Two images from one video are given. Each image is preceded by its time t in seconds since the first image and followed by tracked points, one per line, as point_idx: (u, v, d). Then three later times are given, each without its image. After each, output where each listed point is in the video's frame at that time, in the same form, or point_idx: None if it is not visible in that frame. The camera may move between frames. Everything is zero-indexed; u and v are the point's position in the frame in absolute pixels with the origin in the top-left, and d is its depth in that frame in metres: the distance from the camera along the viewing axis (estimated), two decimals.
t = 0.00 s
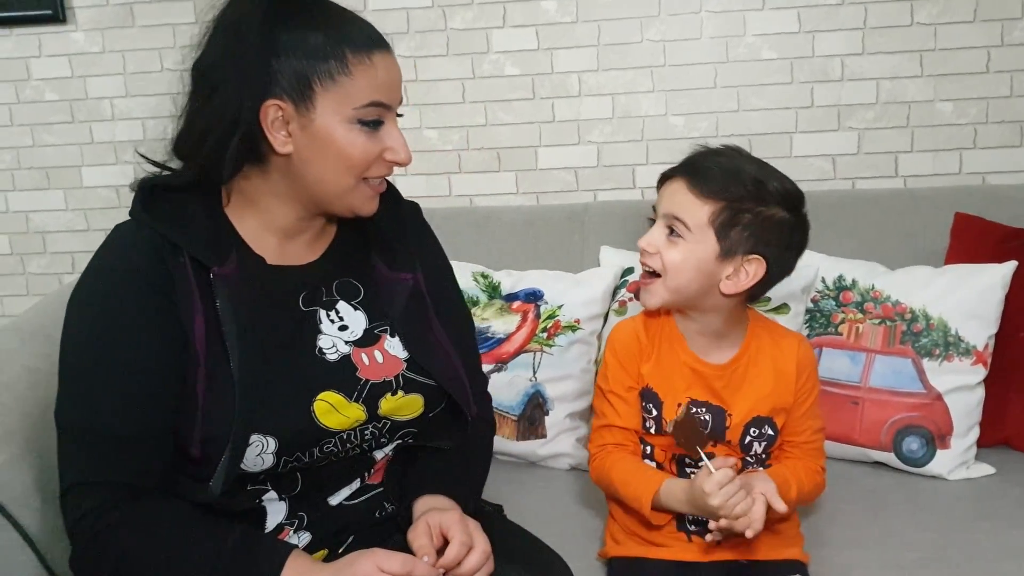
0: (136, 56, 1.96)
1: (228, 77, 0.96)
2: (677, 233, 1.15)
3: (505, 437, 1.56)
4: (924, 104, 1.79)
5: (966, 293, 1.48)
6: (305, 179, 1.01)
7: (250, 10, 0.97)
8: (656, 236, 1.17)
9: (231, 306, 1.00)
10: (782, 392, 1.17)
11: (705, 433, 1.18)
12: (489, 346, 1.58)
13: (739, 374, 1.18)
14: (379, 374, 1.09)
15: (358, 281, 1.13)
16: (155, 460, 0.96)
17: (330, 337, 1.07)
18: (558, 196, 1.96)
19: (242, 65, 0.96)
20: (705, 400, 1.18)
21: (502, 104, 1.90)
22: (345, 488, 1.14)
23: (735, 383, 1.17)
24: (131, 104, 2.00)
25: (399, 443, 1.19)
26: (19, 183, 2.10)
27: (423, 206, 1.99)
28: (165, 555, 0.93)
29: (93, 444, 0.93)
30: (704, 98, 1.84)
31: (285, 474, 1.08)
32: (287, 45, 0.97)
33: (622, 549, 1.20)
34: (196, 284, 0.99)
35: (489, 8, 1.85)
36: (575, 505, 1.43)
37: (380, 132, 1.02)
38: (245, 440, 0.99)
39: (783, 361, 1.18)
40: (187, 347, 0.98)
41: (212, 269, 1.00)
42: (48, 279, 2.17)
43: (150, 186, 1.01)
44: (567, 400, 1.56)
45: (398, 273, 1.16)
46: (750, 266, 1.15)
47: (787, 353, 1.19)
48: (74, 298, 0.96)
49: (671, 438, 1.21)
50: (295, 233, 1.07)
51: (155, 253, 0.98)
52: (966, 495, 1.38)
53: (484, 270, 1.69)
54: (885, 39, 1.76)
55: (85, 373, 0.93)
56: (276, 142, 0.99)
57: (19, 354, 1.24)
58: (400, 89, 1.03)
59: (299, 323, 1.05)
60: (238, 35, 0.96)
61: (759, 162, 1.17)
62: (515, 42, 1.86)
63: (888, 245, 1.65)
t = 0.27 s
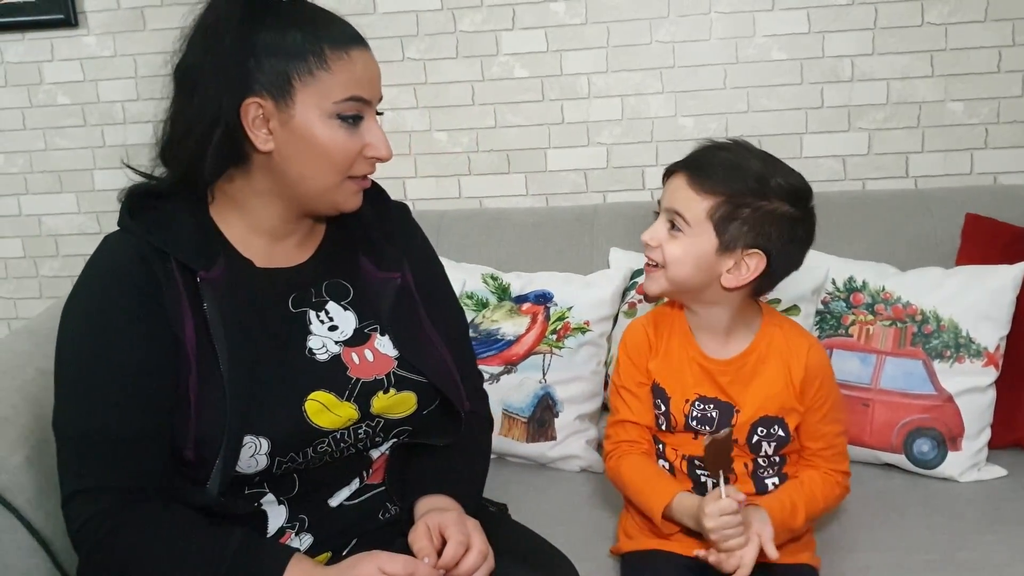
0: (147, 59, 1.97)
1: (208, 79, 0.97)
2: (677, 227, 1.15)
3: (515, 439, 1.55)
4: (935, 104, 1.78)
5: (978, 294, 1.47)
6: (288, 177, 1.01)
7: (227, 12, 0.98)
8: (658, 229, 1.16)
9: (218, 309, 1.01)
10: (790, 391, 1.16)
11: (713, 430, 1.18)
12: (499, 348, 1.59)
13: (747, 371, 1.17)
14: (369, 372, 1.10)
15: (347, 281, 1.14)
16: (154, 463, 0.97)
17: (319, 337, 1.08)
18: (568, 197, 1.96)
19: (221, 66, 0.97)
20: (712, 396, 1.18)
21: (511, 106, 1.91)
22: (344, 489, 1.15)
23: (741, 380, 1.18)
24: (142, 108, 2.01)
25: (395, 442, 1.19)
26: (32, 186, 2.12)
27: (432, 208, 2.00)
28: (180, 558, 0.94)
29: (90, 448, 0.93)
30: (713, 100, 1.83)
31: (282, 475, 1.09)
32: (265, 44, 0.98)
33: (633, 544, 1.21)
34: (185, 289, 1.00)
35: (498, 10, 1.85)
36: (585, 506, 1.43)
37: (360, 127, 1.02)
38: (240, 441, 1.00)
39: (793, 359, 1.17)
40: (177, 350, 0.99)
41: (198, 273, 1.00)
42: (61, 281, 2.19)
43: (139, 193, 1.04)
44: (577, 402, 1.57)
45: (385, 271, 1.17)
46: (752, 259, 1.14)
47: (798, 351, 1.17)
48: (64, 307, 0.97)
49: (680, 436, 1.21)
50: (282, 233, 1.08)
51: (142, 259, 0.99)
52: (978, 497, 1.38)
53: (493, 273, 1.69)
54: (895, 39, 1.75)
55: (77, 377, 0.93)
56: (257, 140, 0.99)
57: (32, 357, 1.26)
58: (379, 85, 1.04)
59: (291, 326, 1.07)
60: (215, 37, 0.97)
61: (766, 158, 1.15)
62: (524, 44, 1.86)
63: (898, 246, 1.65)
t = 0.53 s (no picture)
0: (154, 61, 1.98)
1: (198, 81, 1.00)
2: (686, 231, 1.16)
3: (520, 438, 1.56)
4: (940, 105, 1.78)
5: (983, 295, 1.48)
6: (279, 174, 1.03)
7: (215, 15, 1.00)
8: (666, 234, 1.18)
9: (214, 310, 1.02)
10: (796, 397, 1.16)
11: (718, 434, 1.20)
12: (505, 347, 1.60)
13: (753, 376, 1.18)
14: (367, 371, 1.11)
15: (344, 282, 1.15)
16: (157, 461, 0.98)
17: (317, 337, 1.09)
18: (573, 198, 1.97)
19: (210, 66, 0.99)
20: (718, 400, 1.19)
21: (516, 107, 1.92)
22: (346, 486, 1.16)
23: (747, 385, 1.18)
24: (150, 109, 2.03)
25: (394, 440, 1.20)
26: (41, 187, 2.13)
27: (438, 209, 2.01)
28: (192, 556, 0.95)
29: (92, 450, 0.94)
30: (718, 100, 1.84)
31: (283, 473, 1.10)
32: (254, 42, 1.00)
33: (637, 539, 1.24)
34: (182, 292, 1.01)
35: (503, 12, 1.86)
36: (590, 505, 1.44)
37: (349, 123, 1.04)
38: (237, 440, 1.01)
39: (800, 364, 1.16)
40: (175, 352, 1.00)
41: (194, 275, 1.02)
42: (70, 282, 2.20)
43: (135, 198, 1.06)
44: (582, 402, 1.57)
45: (382, 272, 1.18)
46: (764, 256, 1.15)
47: (806, 356, 1.16)
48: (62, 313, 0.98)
49: (688, 438, 1.23)
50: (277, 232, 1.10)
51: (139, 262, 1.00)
52: (981, 497, 1.39)
53: (499, 273, 1.70)
54: (900, 40, 1.76)
55: (78, 378, 0.94)
56: (249, 137, 1.02)
57: (42, 358, 1.28)
58: (369, 82, 1.06)
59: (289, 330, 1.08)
60: (205, 39, 1.00)
61: (767, 155, 1.17)
62: (530, 46, 1.87)
63: (902, 246, 1.65)
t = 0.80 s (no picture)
0: (168, 61, 2.00)
1: (209, 90, 1.05)
2: (699, 233, 1.17)
3: (532, 436, 1.57)
4: (951, 104, 1.79)
5: (993, 293, 1.48)
6: (296, 170, 1.05)
7: (224, 29, 1.07)
8: (679, 239, 1.18)
9: (246, 321, 1.05)
10: (815, 401, 1.18)
11: (737, 440, 1.20)
12: (516, 346, 1.61)
13: (771, 381, 1.19)
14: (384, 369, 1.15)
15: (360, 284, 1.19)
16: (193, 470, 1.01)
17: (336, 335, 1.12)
18: (583, 197, 1.98)
19: (221, 73, 1.04)
20: (737, 405, 1.20)
21: (527, 107, 1.93)
22: (364, 483, 1.15)
23: (766, 390, 1.19)
24: (163, 109, 2.04)
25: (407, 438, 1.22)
26: (56, 186, 2.15)
27: (449, 208, 2.02)
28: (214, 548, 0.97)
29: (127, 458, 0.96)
30: (728, 100, 1.85)
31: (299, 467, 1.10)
32: (264, 51, 1.06)
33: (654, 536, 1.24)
34: (211, 304, 1.04)
35: (515, 12, 1.87)
36: (601, 502, 1.45)
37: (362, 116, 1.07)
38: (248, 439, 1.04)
39: (818, 368, 1.18)
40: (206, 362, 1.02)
41: (221, 290, 1.04)
42: (84, 280, 2.22)
43: (153, 208, 1.08)
44: (593, 400, 1.58)
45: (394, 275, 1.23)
46: (777, 253, 1.15)
47: (823, 359, 1.18)
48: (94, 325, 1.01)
49: (706, 442, 1.24)
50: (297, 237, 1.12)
51: (167, 276, 1.03)
52: (992, 495, 1.39)
53: (510, 271, 1.71)
54: (910, 40, 1.76)
55: (111, 390, 0.96)
56: (264, 137, 1.06)
57: (60, 355, 1.29)
58: (378, 80, 1.10)
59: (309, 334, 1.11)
60: (212, 50, 1.06)
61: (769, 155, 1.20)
62: (541, 45, 1.88)
63: (912, 246, 1.66)
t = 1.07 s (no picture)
0: (170, 61, 2.00)
1: (215, 85, 1.06)
2: (703, 235, 1.17)
3: (534, 436, 1.57)
4: (952, 105, 1.79)
5: (995, 294, 1.48)
6: (300, 156, 1.06)
7: (234, 26, 1.08)
8: (682, 242, 1.19)
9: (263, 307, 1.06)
10: (821, 402, 1.18)
11: (743, 440, 1.20)
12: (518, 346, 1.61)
13: (778, 382, 1.19)
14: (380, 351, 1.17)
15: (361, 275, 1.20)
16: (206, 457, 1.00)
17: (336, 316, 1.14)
18: (585, 197, 1.98)
19: (229, 68, 1.06)
20: (743, 406, 1.20)
21: (529, 107, 1.93)
22: (375, 476, 1.17)
23: (773, 391, 1.19)
24: (165, 109, 2.05)
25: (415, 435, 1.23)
26: (58, 185, 2.15)
27: (451, 208, 2.02)
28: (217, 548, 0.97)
29: (143, 438, 0.96)
30: (730, 100, 1.85)
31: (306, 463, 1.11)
32: (271, 43, 1.08)
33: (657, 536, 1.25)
34: (228, 289, 1.05)
35: (517, 12, 1.87)
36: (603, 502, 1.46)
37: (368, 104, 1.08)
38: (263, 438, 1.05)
39: (824, 369, 1.19)
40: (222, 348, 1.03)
41: (236, 278, 1.05)
42: (86, 280, 2.22)
43: (162, 203, 1.09)
44: (595, 400, 1.59)
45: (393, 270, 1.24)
46: (781, 251, 1.15)
47: (830, 361, 1.19)
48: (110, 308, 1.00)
49: (711, 442, 1.23)
50: (305, 230, 1.13)
51: (181, 262, 1.03)
52: (993, 495, 1.39)
53: (512, 271, 1.71)
54: (912, 40, 1.76)
55: (128, 372, 0.96)
56: (270, 123, 1.06)
57: (64, 355, 1.30)
58: (382, 70, 1.11)
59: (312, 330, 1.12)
60: (221, 46, 1.07)
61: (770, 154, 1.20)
62: (544, 46, 1.88)
63: (913, 246, 1.66)
